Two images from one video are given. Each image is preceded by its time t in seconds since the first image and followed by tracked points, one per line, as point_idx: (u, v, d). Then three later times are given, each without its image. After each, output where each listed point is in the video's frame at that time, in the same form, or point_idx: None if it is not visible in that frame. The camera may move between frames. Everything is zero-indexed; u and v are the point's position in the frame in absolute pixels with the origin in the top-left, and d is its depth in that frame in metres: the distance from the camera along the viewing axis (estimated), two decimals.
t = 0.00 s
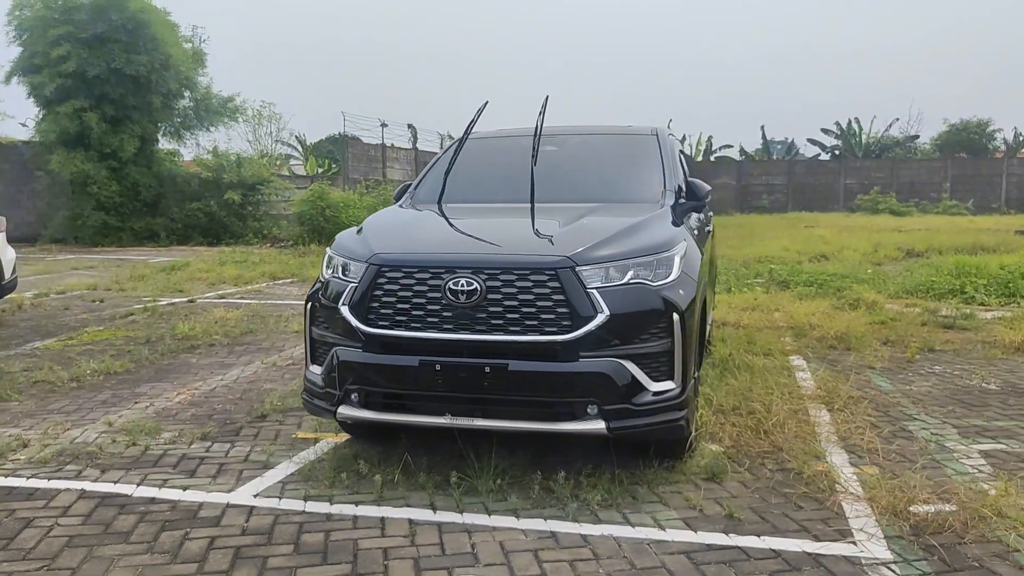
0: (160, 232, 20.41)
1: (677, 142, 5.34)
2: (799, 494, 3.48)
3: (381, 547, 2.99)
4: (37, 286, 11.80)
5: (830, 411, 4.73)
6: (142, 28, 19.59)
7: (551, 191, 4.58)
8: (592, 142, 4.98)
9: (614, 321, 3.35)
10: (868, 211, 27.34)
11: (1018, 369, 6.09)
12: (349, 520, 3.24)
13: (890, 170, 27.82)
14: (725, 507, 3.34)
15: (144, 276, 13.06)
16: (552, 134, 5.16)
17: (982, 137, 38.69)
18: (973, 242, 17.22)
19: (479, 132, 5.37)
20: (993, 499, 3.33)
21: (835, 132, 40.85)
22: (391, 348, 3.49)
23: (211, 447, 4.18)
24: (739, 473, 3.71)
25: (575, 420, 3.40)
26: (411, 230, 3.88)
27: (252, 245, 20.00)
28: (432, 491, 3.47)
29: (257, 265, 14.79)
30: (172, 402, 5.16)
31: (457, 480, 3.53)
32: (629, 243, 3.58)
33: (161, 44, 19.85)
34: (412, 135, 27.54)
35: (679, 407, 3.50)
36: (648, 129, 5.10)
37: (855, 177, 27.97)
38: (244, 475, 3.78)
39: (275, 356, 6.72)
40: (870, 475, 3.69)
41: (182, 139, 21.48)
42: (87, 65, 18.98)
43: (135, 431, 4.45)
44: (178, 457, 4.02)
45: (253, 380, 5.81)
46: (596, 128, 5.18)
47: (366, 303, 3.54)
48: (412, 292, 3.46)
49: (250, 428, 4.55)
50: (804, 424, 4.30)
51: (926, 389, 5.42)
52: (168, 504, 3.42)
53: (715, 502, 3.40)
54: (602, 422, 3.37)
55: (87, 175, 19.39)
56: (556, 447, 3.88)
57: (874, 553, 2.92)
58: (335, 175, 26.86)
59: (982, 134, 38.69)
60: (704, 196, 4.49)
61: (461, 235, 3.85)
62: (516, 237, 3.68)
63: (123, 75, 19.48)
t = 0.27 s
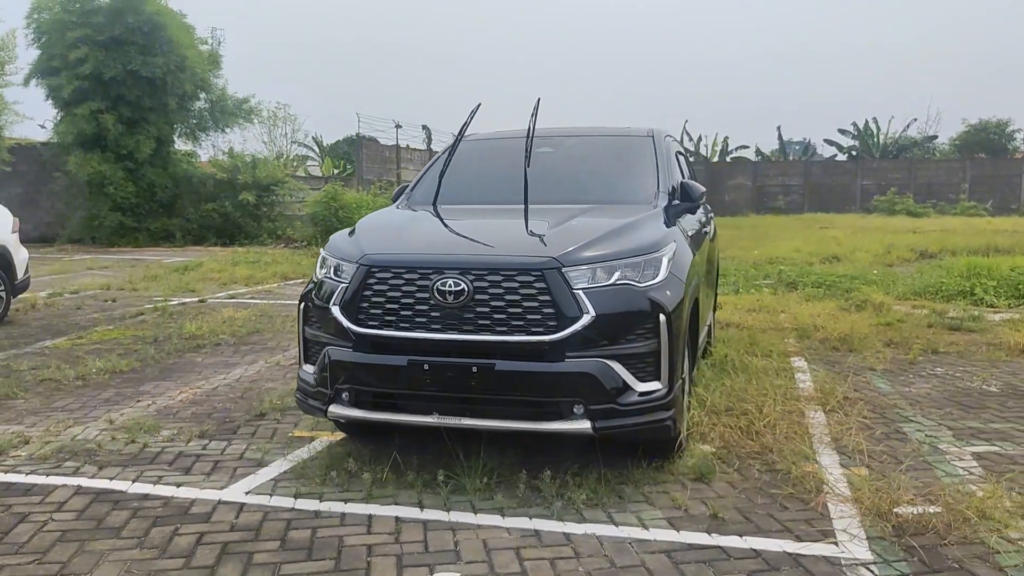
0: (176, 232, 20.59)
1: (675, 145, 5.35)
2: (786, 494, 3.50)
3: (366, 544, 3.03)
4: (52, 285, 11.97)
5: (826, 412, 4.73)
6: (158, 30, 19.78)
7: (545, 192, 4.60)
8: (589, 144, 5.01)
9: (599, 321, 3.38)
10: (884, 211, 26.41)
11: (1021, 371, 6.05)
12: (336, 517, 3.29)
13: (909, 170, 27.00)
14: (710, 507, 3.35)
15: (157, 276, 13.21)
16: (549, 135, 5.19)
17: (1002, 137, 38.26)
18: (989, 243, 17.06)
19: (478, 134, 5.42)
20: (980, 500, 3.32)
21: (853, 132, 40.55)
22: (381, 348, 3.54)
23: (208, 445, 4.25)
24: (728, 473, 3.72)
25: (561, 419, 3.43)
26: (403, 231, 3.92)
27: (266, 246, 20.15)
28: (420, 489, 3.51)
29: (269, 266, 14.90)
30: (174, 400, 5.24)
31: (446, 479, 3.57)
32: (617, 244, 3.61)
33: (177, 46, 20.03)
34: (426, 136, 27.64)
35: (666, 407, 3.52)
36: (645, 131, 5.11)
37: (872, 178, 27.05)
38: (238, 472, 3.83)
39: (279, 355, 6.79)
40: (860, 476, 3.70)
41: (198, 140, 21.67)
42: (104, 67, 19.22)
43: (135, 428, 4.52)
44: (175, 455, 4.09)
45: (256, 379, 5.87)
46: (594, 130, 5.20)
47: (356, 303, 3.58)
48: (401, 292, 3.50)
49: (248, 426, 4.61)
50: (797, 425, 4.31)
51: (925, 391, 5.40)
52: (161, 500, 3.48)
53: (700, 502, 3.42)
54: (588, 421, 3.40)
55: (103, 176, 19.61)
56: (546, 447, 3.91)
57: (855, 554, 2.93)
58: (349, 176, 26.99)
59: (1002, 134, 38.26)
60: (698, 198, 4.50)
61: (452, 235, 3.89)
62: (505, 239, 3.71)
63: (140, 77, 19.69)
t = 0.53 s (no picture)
0: (191, 231, 20.78)
1: (674, 144, 5.36)
2: (775, 493, 3.51)
3: (354, 539, 3.07)
4: (67, 284, 12.12)
5: (823, 411, 4.73)
6: (173, 31, 19.95)
7: (541, 192, 4.64)
8: (586, 143, 5.03)
9: (588, 320, 3.41)
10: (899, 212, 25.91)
11: None
12: (327, 512, 3.33)
13: (925, 170, 26.52)
14: (698, 505, 3.37)
15: (170, 275, 13.34)
16: (548, 135, 5.21)
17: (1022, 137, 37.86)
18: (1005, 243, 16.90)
19: (479, 134, 5.45)
20: (969, 499, 3.32)
21: (870, 132, 40.26)
22: (374, 346, 3.58)
23: (207, 441, 4.31)
24: (719, 472, 3.74)
25: (551, 417, 3.46)
26: (398, 230, 3.96)
27: (280, 245, 20.30)
28: (411, 485, 3.55)
29: (281, 265, 15.01)
30: (178, 397, 5.31)
31: (439, 476, 3.60)
32: (608, 243, 3.63)
33: (192, 47, 20.19)
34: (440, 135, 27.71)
35: (655, 406, 3.54)
36: (643, 131, 5.12)
37: (889, 178, 26.88)
38: (235, 468, 3.89)
39: (285, 353, 6.86)
40: (851, 475, 3.70)
41: (213, 141, 21.83)
42: (121, 68, 19.42)
43: (137, 425, 4.59)
44: (174, 450, 4.15)
45: (260, 376, 5.94)
46: (593, 129, 5.22)
47: (350, 302, 3.63)
48: (393, 291, 3.54)
49: (248, 423, 4.67)
50: (793, 424, 4.31)
51: (926, 391, 5.39)
52: (157, 495, 3.54)
53: (689, 500, 3.44)
54: (577, 419, 3.43)
55: (120, 175, 19.81)
56: (539, 445, 3.94)
57: (839, 552, 2.94)
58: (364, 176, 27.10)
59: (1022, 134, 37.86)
60: (694, 198, 4.52)
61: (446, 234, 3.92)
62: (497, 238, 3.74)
63: (156, 78, 19.87)
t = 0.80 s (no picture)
0: (206, 230, 20.93)
1: (676, 142, 5.35)
2: (770, 492, 3.50)
3: (347, 535, 3.09)
4: (81, 282, 12.23)
5: (825, 411, 4.71)
6: (189, 32, 20.10)
7: (540, 192, 4.66)
8: (587, 142, 5.04)
9: (582, 319, 3.42)
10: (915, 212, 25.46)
11: None
12: (323, 508, 3.36)
13: (944, 169, 26.07)
14: (691, 503, 3.37)
15: (183, 274, 13.44)
16: (550, 134, 5.23)
17: None
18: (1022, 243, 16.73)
19: (481, 133, 5.48)
20: (964, 499, 3.30)
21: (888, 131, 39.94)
22: (370, 344, 3.61)
23: (209, 438, 4.35)
24: (715, 471, 3.74)
25: (545, 415, 3.47)
26: (396, 229, 3.99)
27: (293, 244, 20.40)
28: (407, 482, 3.57)
29: (294, 264, 15.08)
30: (183, 393, 5.36)
31: (434, 473, 3.62)
32: (604, 242, 3.65)
33: (207, 48, 20.32)
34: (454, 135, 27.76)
35: (650, 404, 3.55)
36: (645, 130, 5.13)
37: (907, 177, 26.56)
38: (235, 464, 3.93)
39: (292, 351, 6.91)
40: (847, 474, 3.69)
41: (228, 140, 21.96)
42: (137, 68, 19.60)
43: (141, 421, 4.64)
44: (176, 446, 4.20)
45: (265, 374, 5.99)
46: (594, 128, 5.23)
47: (347, 300, 3.65)
48: (389, 289, 3.57)
49: (251, 419, 4.72)
50: (792, 424, 4.30)
51: (930, 392, 5.36)
52: (156, 490, 3.58)
53: (683, 499, 3.44)
54: (571, 417, 3.44)
55: (136, 175, 19.98)
56: (536, 444, 3.95)
57: (829, 552, 2.93)
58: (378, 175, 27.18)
59: None
60: (694, 197, 4.52)
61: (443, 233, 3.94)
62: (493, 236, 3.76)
63: (172, 78, 20.03)
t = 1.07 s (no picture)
0: (220, 229, 21.05)
1: (677, 139, 5.34)
2: (763, 490, 3.49)
3: (337, 530, 3.11)
4: (94, 280, 12.33)
5: (825, 409, 4.69)
6: (203, 31, 20.22)
7: (537, 190, 4.66)
8: (587, 140, 5.03)
9: (574, 316, 3.42)
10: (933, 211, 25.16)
11: None
12: (315, 503, 3.38)
13: (962, 168, 25.79)
14: (682, 501, 3.37)
15: (195, 272, 13.52)
16: (550, 131, 5.23)
17: None
18: None
19: (482, 131, 5.48)
20: (958, 499, 3.28)
21: (905, 130, 39.61)
22: (364, 341, 3.62)
23: (208, 433, 4.38)
24: (709, 469, 3.73)
25: (537, 412, 3.47)
26: (391, 226, 4.00)
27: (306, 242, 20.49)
28: (400, 478, 3.58)
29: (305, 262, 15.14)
30: (186, 389, 5.41)
31: (427, 469, 3.63)
32: (597, 239, 3.65)
33: (222, 47, 20.43)
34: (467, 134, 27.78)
35: (643, 401, 3.54)
36: (644, 127, 5.11)
37: (925, 176, 26.09)
38: (232, 459, 3.96)
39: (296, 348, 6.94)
40: (842, 472, 3.67)
41: (243, 139, 22.07)
42: (152, 68, 19.73)
43: (141, 416, 4.68)
44: (174, 441, 4.23)
45: (268, 371, 6.02)
46: (594, 126, 5.22)
47: (341, 297, 3.67)
48: (382, 286, 3.58)
49: (250, 415, 4.75)
50: (789, 422, 4.28)
51: (933, 391, 5.32)
52: (152, 485, 3.61)
53: (675, 497, 3.43)
54: (562, 414, 3.44)
55: (151, 173, 20.11)
56: (530, 441, 3.95)
57: (817, 551, 2.92)
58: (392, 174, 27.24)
59: None
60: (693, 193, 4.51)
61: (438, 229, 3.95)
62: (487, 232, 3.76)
63: (186, 78, 20.16)
